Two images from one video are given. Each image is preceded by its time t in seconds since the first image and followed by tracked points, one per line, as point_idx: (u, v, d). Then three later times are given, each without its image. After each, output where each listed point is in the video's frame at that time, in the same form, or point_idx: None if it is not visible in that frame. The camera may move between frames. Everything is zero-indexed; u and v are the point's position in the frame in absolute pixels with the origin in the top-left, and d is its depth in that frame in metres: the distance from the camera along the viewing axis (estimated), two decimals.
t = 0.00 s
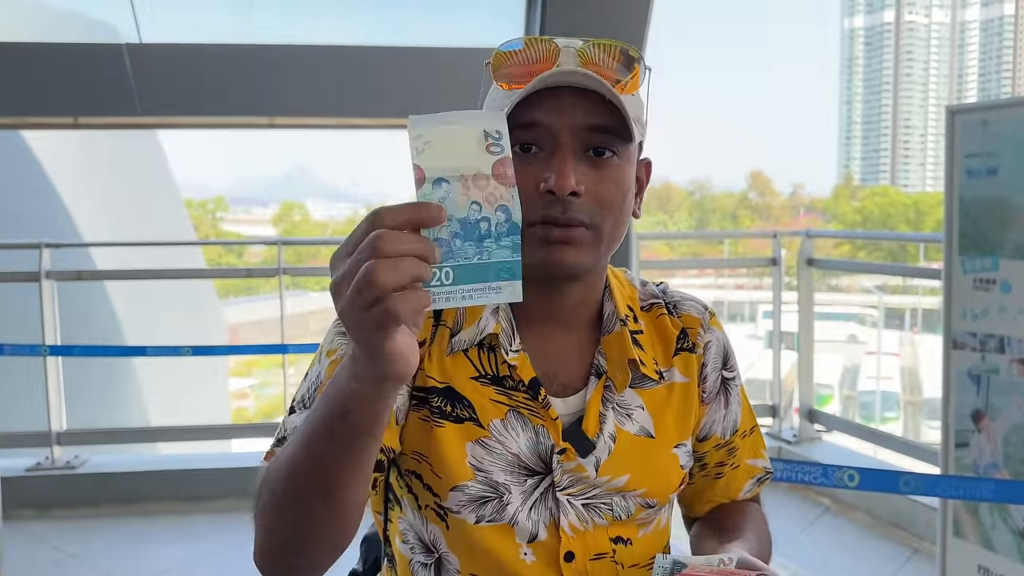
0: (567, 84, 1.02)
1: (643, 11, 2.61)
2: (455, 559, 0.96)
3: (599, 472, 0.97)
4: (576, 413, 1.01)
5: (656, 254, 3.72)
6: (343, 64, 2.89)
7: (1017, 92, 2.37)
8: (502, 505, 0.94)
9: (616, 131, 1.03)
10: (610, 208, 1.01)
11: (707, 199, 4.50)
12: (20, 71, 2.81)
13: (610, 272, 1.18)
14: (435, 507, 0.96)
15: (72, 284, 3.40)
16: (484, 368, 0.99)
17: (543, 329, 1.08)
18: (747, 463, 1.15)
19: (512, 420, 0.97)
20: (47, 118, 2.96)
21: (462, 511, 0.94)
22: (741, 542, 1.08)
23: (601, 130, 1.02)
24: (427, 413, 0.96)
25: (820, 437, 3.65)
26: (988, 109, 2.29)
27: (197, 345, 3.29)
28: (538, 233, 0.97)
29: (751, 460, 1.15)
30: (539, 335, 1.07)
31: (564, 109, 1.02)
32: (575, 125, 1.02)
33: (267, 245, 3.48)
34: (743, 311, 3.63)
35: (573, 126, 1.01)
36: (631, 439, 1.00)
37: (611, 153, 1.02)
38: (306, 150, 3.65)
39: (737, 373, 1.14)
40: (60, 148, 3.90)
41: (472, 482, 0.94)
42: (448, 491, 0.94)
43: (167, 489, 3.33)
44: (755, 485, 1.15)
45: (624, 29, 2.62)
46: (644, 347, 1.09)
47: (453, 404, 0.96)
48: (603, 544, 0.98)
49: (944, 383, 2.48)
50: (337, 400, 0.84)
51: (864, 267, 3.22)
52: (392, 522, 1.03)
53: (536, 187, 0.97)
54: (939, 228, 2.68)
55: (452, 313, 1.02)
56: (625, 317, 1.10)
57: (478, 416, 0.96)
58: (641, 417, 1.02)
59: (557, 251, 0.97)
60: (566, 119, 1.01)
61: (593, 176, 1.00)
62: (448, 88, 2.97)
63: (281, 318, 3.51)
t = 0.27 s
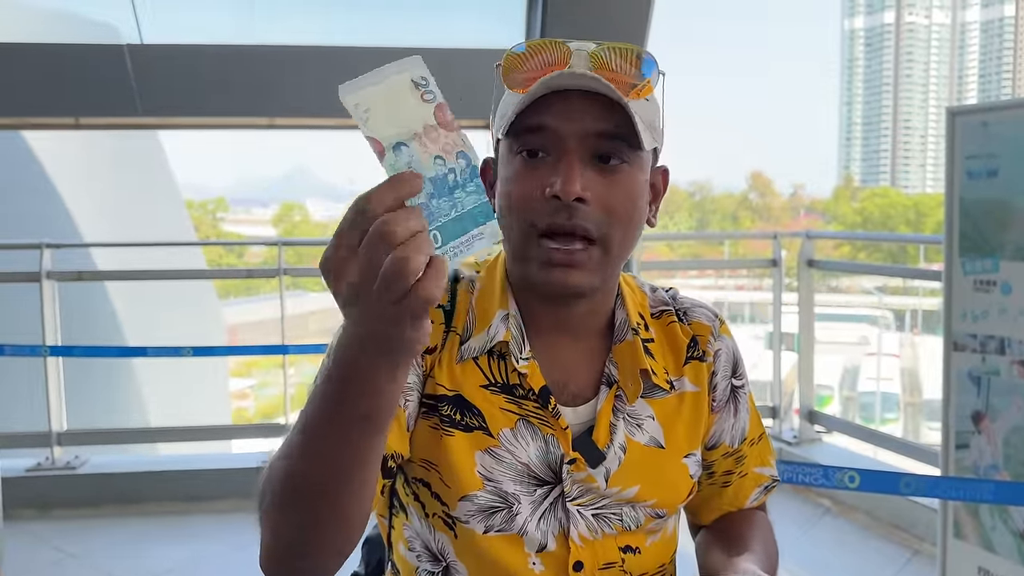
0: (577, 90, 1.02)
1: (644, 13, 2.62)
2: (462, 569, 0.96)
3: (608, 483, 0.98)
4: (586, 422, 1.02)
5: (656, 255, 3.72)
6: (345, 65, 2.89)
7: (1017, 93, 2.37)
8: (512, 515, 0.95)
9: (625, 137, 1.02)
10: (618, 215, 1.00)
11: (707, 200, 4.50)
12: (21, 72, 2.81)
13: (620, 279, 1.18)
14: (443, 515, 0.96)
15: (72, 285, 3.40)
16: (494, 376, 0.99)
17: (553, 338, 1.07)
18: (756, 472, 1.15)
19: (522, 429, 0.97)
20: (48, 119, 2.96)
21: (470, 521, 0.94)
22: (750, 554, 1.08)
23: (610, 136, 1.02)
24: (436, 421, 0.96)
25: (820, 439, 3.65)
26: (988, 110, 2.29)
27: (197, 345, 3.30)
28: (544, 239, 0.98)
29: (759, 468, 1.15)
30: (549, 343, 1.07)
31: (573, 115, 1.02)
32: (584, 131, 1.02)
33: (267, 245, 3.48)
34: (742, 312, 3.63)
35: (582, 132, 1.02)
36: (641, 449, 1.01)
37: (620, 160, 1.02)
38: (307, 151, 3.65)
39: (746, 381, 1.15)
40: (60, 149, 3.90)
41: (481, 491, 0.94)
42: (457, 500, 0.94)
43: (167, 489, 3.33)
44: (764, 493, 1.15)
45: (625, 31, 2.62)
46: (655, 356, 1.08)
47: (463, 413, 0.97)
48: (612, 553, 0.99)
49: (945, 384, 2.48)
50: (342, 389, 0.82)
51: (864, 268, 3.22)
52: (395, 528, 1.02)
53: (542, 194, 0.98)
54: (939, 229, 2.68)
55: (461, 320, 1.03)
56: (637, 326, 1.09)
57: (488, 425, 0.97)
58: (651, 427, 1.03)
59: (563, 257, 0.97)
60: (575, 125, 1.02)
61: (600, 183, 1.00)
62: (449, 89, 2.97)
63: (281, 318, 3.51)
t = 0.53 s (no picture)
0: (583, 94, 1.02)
1: (645, 14, 2.62)
2: None
3: (616, 492, 0.98)
4: (593, 430, 1.01)
5: (655, 256, 3.73)
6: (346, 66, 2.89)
7: (1017, 95, 2.38)
8: (518, 524, 0.94)
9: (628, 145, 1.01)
10: (613, 225, 1.00)
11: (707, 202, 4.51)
12: (22, 72, 2.82)
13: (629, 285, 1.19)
14: (448, 524, 0.95)
15: (73, 285, 3.40)
16: (501, 383, 0.98)
17: (559, 344, 1.07)
18: (761, 478, 1.16)
19: (528, 437, 0.96)
20: (49, 120, 2.97)
21: (476, 530, 0.94)
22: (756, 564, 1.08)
23: (613, 144, 1.02)
24: (442, 429, 0.95)
25: (820, 440, 3.66)
26: (988, 112, 2.29)
27: (198, 346, 3.30)
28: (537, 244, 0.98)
29: (765, 475, 1.16)
30: (556, 352, 1.07)
31: (577, 120, 1.02)
32: (586, 137, 1.01)
33: (268, 246, 3.49)
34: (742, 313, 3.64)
35: (583, 137, 1.01)
36: (649, 458, 1.01)
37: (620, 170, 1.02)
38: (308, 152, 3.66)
39: (752, 388, 1.15)
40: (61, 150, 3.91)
41: (487, 500, 0.93)
42: (462, 509, 0.93)
43: (168, 489, 3.34)
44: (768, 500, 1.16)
45: (626, 33, 2.63)
46: (663, 363, 1.09)
47: (469, 420, 0.95)
48: (617, 561, 0.99)
49: (944, 385, 2.48)
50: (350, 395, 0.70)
51: (864, 270, 3.23)
52: (398, 535, 1.01)
53: (537, 199, 0.98)
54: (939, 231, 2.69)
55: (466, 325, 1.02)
56: (645, 333, 1.09)
57: (494, 433, 0.95)
58: (659, 435, 1.03)
59: (554, 264, 0.98)
60: (579, 130, 1.01)
61: (598, 191, 1.00)
62: (451, 90, 2.97)
63: (282, 319, 3.51)
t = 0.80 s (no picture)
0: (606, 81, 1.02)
1: (644, 15, 2.62)
2: None
3: (623, 498, 0.98)
4: (598, 436, 1.01)
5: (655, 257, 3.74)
6: (346, 67, 2.90)
7: (1015, 96, 2.39)
8: (523, 533, 0.94)
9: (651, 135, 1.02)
10: (637, 215, 1.00)
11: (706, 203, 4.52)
12: (23, 73, 2.82)
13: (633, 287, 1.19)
14: (450, 532, 0.95)
15: (73, 285, 3.40)
16: (505, 391, 0.98)
17: (565, 348, 1.07)
18: (765, 482, 1.16)
19: (533, 445, 0.96)
20: (50, 120, 2.98)
21: (480, 538, 0.94)
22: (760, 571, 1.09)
23: (636, 133, 1.02)
24: (445, 437, 0.95)
25: (819, 440, 3.66)
26: (987, 113, 2.30)
27: (197, 346, 3.31)
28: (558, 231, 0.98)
29: (768, 479, 1.16)
30: (561, 355, 1.07)
31: (599, 107, 1.01)
32: (609, 123, 1.01)
33: (268, 246, 3.48)
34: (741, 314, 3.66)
35: (606, 125, 1.01)
36: (654, 463, 1.01)
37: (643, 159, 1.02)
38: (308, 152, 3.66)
39: (757, 392, 1.16)
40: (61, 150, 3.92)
41: (492, 509, 0.93)
42: (466, 518, 0.94)
43: (168, 490, 3.34)
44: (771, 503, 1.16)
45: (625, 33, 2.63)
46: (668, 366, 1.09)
47: (473, 429, 0.95)
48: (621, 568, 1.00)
49: (943, 386, 2.49)
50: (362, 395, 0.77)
51: (862, 270, 3.23)
52: (399, 540, 1.03)
53: (560, 187, 0.97)
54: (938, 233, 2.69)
55: (470, 331, 1.02)
56: (650, 334, 1.09)
57: (498, 441, 0.95)
58: (663, 441, 1.03)
59: (577, 251, 0.97)
60: (601, 118, 1.01)
61: (621, 180, 1.00)
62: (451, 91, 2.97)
63: (281, 319, 3.51)
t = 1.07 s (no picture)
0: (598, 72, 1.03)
1: (643, 14, 2.62)
2: None
3: (631, 500, 0.97)
4: (604, 439, 1.02)
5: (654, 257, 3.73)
6: (345, 67, 2.89)
7: (1015, 97, 2.39)
8: (529, 540, 0.93)
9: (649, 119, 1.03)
10: (644, 195, 1.00)
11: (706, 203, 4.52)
12: (22, 72, 2.81)
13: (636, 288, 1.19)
14: (455, 540, 0.95)
15: (71, 285, 3.38)
16: (509, 397, 0.97)
17: (567, 351, 1.08)
18: (767, 482, 1.15)
19: (539, 450, 0.95)
20: (49, 120, 2.96)
21: (486, 545, 0.93)
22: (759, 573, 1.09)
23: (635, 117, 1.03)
24: (449, 444, 0.94)
25: (819, 441, 3.65)
26: (986, 113, 2.30)
27: (195, 347, 3.30)
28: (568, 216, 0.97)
29: (771, 479, 1.16)
30: (563, 358, 1.08)
31: (596, 95, 1.02)
32: (608, 109, 1.02)
33: (267, 247, 3.44)
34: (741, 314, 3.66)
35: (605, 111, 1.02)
36: (659, 465, 1.01)
37: (644, 142, 1.03)
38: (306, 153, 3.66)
39: (759, 394, 1.15)
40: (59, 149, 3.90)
41: (498, 517, 0.92)
42: (471, 525, 0.93)
43: (167, 490, 3.33)
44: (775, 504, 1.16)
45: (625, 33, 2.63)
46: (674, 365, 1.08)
47: (477, 435, 0.94)
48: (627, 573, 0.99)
49: (943, 386, 2.48)
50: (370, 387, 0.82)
51: (861, 271, 3.23)
52: (402, 546, 1.04)
53: (566, 172, 0.97)
54: (938, 233, 2.69)
55: (471, 336, 1.01)
56: (655, 334, 1.10)
57: (503, 448, 0.95)
58: (668, 443, 1.03)
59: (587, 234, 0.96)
60: (599, 105, 1.02)
61: (627, 162, 1.00)
62: (450, 91, 2.97)
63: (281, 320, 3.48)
